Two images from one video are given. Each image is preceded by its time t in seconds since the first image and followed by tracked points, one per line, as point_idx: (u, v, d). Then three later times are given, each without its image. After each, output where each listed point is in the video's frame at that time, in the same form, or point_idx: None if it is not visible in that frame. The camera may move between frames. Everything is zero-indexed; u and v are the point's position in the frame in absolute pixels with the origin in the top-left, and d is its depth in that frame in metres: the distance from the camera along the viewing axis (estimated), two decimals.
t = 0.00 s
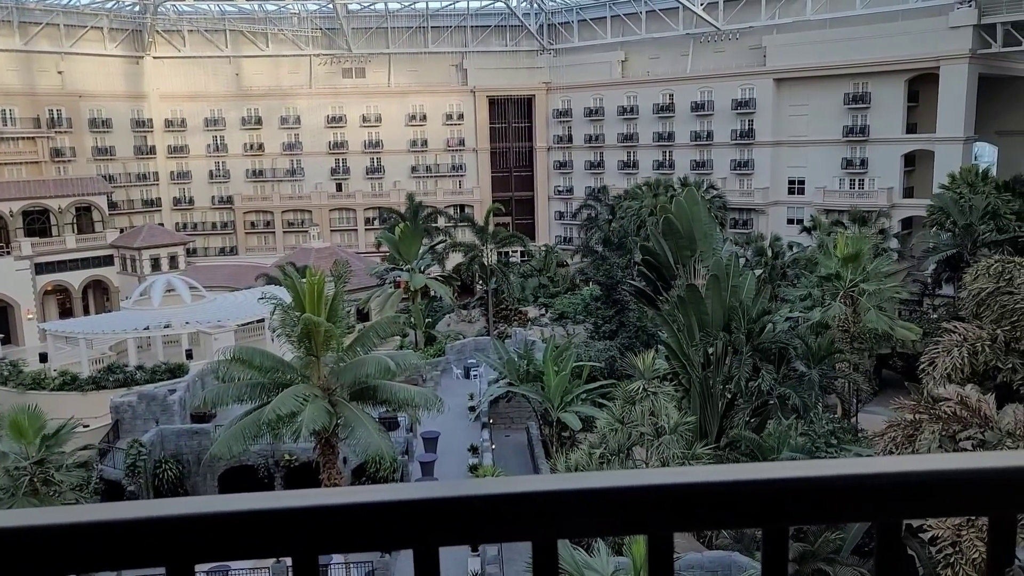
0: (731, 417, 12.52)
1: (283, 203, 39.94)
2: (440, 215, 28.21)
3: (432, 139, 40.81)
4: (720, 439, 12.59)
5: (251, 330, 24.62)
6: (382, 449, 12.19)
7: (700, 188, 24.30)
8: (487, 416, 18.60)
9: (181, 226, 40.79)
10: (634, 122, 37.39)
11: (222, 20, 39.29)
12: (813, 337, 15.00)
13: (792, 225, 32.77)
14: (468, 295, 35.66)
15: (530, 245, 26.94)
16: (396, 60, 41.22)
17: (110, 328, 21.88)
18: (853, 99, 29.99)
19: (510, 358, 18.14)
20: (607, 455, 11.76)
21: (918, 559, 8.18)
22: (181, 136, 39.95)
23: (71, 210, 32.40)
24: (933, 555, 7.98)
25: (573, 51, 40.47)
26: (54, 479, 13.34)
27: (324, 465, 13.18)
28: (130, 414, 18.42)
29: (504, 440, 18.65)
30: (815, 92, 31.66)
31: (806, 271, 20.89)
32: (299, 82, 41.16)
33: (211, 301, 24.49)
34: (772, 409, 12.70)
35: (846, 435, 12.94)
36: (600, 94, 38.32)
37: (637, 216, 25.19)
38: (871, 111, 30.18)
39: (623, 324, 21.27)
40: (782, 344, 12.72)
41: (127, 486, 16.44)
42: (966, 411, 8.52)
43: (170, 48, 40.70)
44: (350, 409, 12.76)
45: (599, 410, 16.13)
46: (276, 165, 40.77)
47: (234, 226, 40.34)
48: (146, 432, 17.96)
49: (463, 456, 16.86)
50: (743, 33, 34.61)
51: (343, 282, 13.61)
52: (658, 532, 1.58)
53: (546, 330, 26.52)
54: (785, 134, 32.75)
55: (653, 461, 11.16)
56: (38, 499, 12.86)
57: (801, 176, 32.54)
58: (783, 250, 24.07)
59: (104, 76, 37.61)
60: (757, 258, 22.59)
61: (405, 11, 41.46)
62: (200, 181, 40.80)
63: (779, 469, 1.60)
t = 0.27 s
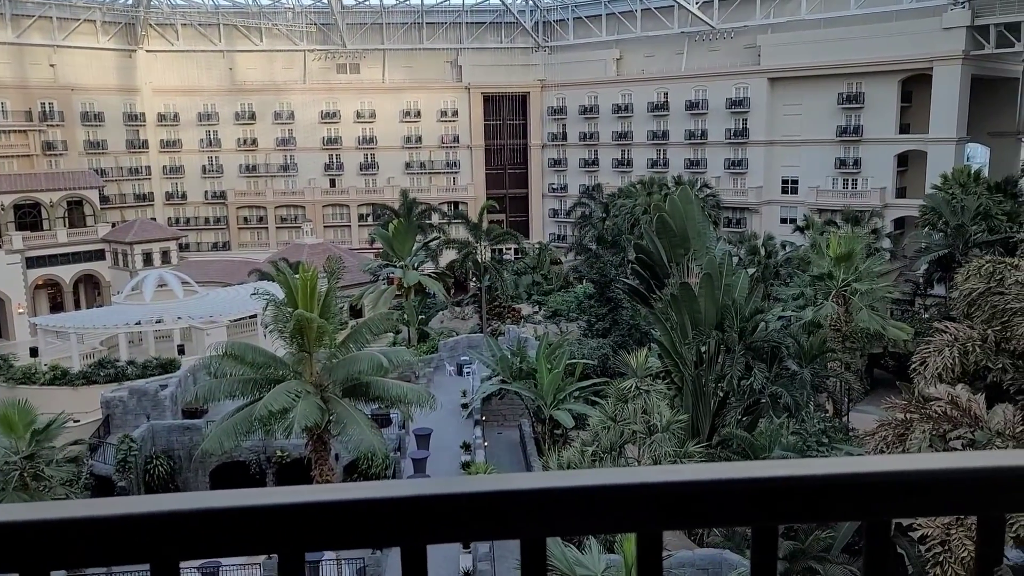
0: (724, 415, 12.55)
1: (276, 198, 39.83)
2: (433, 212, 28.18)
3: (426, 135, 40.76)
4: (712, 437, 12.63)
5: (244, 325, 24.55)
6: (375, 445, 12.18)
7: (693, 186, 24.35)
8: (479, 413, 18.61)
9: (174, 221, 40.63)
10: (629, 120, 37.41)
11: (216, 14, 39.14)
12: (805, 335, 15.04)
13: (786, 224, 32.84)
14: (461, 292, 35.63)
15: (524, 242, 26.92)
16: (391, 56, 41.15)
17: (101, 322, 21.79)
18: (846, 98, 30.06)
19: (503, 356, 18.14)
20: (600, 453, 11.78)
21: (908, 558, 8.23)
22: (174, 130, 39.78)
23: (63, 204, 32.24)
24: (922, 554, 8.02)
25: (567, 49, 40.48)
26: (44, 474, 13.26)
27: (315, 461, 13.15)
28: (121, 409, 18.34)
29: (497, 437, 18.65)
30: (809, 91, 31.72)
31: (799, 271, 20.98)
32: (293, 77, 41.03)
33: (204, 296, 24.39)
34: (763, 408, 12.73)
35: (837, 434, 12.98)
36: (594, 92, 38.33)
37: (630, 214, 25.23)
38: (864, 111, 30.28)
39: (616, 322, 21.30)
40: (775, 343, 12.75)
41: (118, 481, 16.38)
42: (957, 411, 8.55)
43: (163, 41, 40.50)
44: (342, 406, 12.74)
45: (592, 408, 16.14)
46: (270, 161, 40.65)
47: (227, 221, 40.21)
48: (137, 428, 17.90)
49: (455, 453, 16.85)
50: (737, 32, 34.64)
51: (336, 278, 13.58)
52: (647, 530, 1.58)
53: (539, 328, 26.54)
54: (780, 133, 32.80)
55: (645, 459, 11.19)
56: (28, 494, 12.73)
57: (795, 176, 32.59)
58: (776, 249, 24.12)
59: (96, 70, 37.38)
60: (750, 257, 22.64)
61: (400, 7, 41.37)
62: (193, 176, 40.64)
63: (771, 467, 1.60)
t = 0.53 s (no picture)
0: (717, 413, 12.57)
1: (271, 195, 39.73)
2: (427, 209, 28.14)
3: (421, 132, 40.70)
4: (706, 435, 12.64)
5: (237, 322, 24.49)
6: (369, 442, 12.18)
7: (688, 185, 24.38)
8: (473, 410, 18.61)
9: (167, 217, 40.51)
10: (624, 119, 37.44)
11: (211, 9, 38.96)
12: (798, 335, 15.08)
13: (779, 224, 32.92)
14: (455, 289, 35.61)
15: (518, 240, 26.92)
16: (386, 53, 41.08)
17: (94, 318, 21.71)
18: (841, 98, 30.10)
19: (497, 353, 18.13)
20: (593, 451, 11.80)
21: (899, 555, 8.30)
22: (168, 126, 39.63)
23: (56, 199, 32.10)
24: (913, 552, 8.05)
25: (563, 47, 40.47)
26: (36, 470, 13.17)
27: (309, 458, 13.12)
28: (113, 405, 18.27)
29: (490, 434, 18.66)
30: (804, 91, 31.76)
31: (792, 270, 21.04)
32: (287, 73, 40.91)
33: (197, 292, 24.32)
34: (757, 406, 12.76)
35: (830, 433, 13.03)
36: (590, 90, 38.36)
37: (624, 212, 25.26)
38: (859, 110, 30.34)
39: (610, 320, 21.32)
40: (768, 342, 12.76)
41: (110, 477, 16.31)
42: (949, 410, 8.61)
43: (157, 36, 40.31)
44: (336, 403, 12.72)
45: (585, 406, 16.16)
46: (264, 157, 40.52)
47: (221, 217, 40.10)
48: (130, 424, 17.84)
49: (448, 451, 16.87)
50: (732, 31, 34.66)
51: (330, 274, 13.55)
52: (636, 528, 1.58)
53: (533, 326, 26.56)
54: (774, 132, 32.86)
55: (638, 456, 11.23)
56: (20, 490, 12.66)
57: (789, 175, 32.65)
58: (770, 248, 24.17)
59: (90, 64, 37.15)
60: (744, 256, 22.68)
61: (395, 4, 41.24)
62: (187, 172, 40.50)
63: (761, 465, 1.60)
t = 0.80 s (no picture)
0: (712, 412, 12.57)
1: (267, 191, 39.66)
2: (424, 206, 28.10)
3: (418, 129, 40.65)
4: (701, 434, 12.65)
5: (233, 318, 24.47)
6: (364, 440, 12.20)
7: (685, 183, 24.40)
8: (468, 408, 18.62)
9: (164, 213, 40.45)
10: (621, 117, 37.46)
11: (208, 5, 38.86)
12: (794, 333, 15.10)
13: (776, 222, 32.98)
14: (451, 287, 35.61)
15: (515, 237, 26.93)
16: (383, 49, 41.01)
17: (90, 314, 21.67)
18: (838, 97, 30.11)
19: (493, 351, 18.13)
20: (589, 449, 11.83)
21: (893, 554, 8.33)
22: (165, 121, 39.53)
23: (53, 194, 32.04)
24: (906, 551, 8.08)
25: (561, 44, 40.42)
26: (32, 465, 13.14)
27: (304, 455, 13.11)
28: (109, 401, 18.26)
29: (485, 432, 18.67)
30: (801, 90, 31.78)
31: (789, 269, 21.07)
32: (285, 70, 40.82)
33: (193, 288, 24.27)
34: (752, 405, 12.78)
35: (825, 432, 13.07)
36: (587, 88, 38.37)
37: (621, 210, 25.26)
38: (856, 109, 30.35)
39: (606, 318, 21.34)
40: (763, 341, 12.76)
41: (106, 473, 16.31)
42: (944, 410, 8.66)
43: (154, 32, 40.21)
44: (331, 399, 12.70)
45: (581, 404, 16.16)
46: (261, 153, 40.42)
47: (217, 213, 40.04)
48: (125, 420, 17.81)
49: (444, 448, 16.90)
50: (730, 29, 34.65)
51: (327, 271, 13.52)
52: (632, 526, 1.57)
53: (529, 323, 26.58)
54: (771, 131, 32.89)
55: (633, 454, 11.25)
56: (16, 485, 12.63)
57: (786, 174, 32.70)
58: (766, 247, 24.20)
59: (86, 59, 37.03)
60: (741, 255, 22.70)
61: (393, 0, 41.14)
62: (183, 167, 40.44)
63: (758, 463, 1.59)
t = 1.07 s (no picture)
0: (712, 414, 12.54)
1: (269, 189, 39.68)
2: (425, 205, 28.08)
3: (420, 129, 40.62)
4: (700, 436, 12.62)
5: (234, 316, 24.45)
6: (362, 438, 12.16)
7: (687, 185, 24.40)
8: (468, 407, 18.59)
9: (165, 210, 40.47)
10: (623, 118, 37.46)
11: (212, 3, 38.80)
12: (794, 336, 15.08)
13: (777, 225, 32.98)
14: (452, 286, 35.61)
15: (516, 238, 26.92)
16: (386, 48, 41.00)
17: (90, 310, 21.67)
18: (841, 100, 30.06)
19: (493, 350, 18.11)
20: (587, 450, 11.83)
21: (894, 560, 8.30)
22: (168, 119, 39.50)
23: (56, 190, 32.04)
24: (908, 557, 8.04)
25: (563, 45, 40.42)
26: (32, 461, 13.15)
27: (303, 454, 13.09)
28: (110, 398, 18.16)
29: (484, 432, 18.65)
30: (804, 93, 31.76)
31: (790, 271, 21.06)
32: (287, 68, 40.79)
33: (194, 285, 24.26)
34: (752, 408, 12.76)
35: (825, 435, 13.06)
36: (589, 89, 38.37)
37: (622, 211, 25.26)
38: (859, 112, 30.32)
39: (606, 319, 21.33)
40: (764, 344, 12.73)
41: (105, 470, 16.30)
42: (946, 415, 8.67)
43: (158, 29, 40.21)
44: (331, 398, 12.67)
45: (581, 405, 16.13)
46: (263, 151, 40.40)
47: (219, 211, 40.04)
48: (126, 417, 17.80)
49: (443, 448, 16.89)
50: (734, 32, 34.62)
51: (328, 269, 13.50)
52: (636, 547, 1.56)
53: (529, 324, 26.56)
54: (773, 134, 32.88)
55: (633, 457, 11.25)
56: (17, 482, 12.68)
57: (787, 176, 32.68)
58: (767, 250, 24.18)
59: (90, 55, 37.03)
60: (742, 257, 22.68)
61: None
62: (186, 165, 40.46)
63: (762, 483, 1.57)
